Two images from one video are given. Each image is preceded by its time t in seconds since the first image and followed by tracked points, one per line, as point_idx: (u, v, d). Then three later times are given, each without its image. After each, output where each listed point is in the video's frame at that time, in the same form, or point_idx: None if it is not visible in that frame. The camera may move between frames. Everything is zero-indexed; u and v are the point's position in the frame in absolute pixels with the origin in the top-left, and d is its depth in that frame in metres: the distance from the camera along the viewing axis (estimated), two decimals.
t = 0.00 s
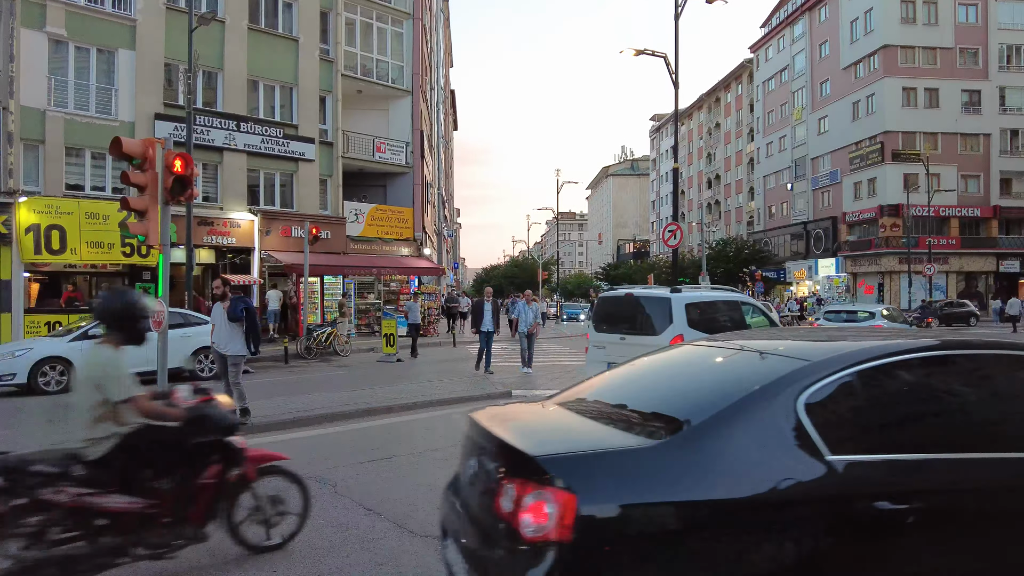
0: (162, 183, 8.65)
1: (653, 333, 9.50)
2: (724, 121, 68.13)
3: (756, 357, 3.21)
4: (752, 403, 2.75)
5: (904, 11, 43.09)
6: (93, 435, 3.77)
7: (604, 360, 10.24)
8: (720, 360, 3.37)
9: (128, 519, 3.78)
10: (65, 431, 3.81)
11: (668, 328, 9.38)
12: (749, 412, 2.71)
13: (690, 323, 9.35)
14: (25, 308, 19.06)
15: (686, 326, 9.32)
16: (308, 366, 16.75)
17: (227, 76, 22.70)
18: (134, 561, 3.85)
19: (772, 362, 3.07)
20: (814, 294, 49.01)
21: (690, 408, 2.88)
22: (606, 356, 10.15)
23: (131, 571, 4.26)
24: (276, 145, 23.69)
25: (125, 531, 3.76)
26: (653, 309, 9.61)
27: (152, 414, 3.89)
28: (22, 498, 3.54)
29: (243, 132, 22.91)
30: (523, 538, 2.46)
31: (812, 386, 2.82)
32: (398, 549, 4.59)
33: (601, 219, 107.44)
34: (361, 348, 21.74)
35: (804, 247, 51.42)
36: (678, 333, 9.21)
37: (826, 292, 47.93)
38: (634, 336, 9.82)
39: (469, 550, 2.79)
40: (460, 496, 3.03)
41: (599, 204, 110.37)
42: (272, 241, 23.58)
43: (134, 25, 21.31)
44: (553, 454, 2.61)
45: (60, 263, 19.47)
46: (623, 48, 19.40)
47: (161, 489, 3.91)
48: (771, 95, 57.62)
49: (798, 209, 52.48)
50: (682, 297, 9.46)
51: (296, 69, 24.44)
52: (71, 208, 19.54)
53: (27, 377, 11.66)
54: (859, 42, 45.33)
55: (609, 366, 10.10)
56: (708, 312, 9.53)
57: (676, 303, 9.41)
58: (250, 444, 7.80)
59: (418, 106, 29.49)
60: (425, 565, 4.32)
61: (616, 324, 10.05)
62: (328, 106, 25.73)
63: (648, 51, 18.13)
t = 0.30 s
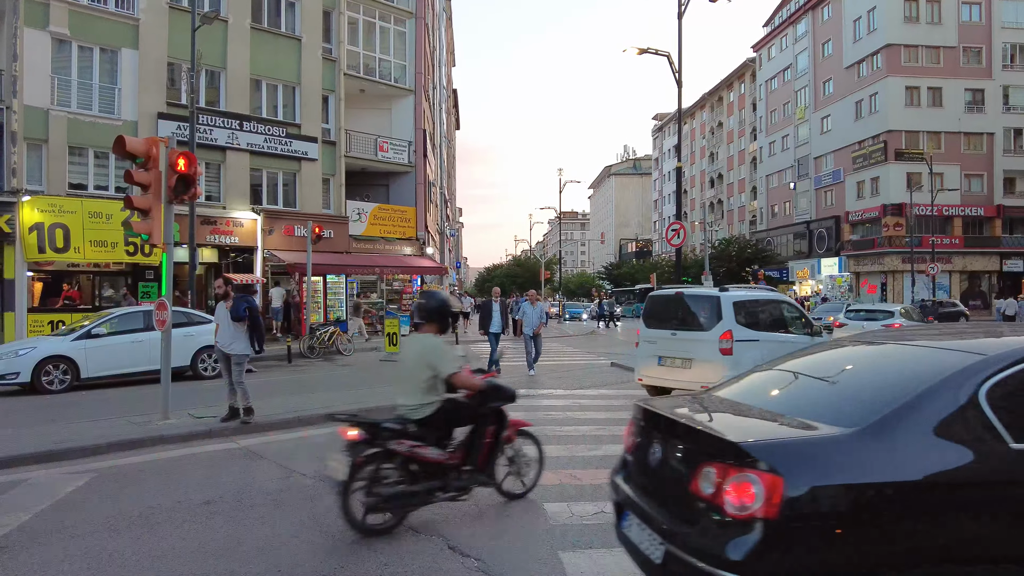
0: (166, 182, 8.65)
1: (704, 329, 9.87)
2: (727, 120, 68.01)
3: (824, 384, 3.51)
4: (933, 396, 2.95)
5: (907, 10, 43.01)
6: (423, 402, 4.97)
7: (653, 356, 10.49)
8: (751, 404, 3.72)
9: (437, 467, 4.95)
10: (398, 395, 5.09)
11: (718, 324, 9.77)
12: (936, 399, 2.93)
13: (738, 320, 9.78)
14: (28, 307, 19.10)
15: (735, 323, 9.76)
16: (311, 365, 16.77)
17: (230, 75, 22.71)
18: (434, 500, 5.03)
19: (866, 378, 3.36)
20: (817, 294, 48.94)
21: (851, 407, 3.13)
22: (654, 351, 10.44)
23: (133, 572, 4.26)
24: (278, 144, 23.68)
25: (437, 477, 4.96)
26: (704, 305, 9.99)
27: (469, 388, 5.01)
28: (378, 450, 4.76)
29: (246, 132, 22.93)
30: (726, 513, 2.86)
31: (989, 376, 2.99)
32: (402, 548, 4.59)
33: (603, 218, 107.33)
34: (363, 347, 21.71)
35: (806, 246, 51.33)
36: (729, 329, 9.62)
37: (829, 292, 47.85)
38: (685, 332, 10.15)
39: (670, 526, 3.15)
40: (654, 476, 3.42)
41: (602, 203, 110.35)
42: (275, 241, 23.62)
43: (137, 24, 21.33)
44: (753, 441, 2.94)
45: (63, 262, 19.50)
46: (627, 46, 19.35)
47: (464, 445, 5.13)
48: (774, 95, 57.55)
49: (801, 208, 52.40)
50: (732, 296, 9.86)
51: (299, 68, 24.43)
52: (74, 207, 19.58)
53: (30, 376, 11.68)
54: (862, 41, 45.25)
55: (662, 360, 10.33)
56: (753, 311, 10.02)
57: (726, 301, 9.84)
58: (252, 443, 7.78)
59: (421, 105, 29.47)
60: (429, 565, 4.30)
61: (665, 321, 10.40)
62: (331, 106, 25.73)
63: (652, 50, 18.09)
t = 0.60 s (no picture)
0: (173, 181, 8.67)
1: (754, 326, 10.41)
2: (732, 120, 67.88)
3: (899, 403, 3.75)
4: None
5: (914, 9, 42.85)
6: (628, 376, 5.96)
7: (703, 351, 11.07)
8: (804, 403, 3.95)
9: (640, 433, 5.98)
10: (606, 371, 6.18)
11: (766, 322, 10.33)
12: None
13: (784, 317, 10.39)
14: (35, 306, 19.17)
15: (781, 320, 10.34)
16: (316, 365, 16.78)
17: (235, 75, 22.75)
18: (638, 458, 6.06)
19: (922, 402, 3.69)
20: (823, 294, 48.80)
21: (995, 407, 3.33)
22: (703, 347, 10.99)
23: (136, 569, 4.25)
24: (284, 144, 23.72)
25: (638, 440, 5.95)
26: (753, 304, 10.54)
27: (664, 367, 6.00)
28: (600, 414, 5.83)
29: (251, 131, 22.96)
30: (894, 499, 3.08)
31: None
32: (410, 547, 4.59)
33: (608, 218, 107.23)
34: (369, 347, 21.69)
35: (812, 246, 51.17)
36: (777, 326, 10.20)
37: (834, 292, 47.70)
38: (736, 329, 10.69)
39: (830, 512, 3.38)
40: (810, 467, 3.66)
41: (606, 204, 110.18)
42: (281, 240, 23.67)
43: (143, 24, 21.38)
44: (917, 433, 3.16)
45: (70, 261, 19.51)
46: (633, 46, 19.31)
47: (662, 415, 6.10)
48: (780, 94, 57.39)
49: (807, 208, 52.25)
50: (778, 295, 10.47)
51: (304, 68, 24.47)
52: (81, 207, 19.61)
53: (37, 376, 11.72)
54: (868, 41, 45.11)
55: (712, 356, 10.88)
56: (794, 308, 10.72)
57: (773, 299, 10.43)
58: (257, 442, 7.79)
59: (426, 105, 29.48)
60: (434, 565, 4.27)
61: (715, 319, 10.93)
62: (336, 105, 25.76)
63: (657, 49, 18.05)
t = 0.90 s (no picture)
0: (187, 182, 8.73)
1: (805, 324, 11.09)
2: (746, 120, 67.56)
3: None
4: None
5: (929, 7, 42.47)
6: (772, 365, 7.02)
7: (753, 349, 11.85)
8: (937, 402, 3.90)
9: (783, 413, 7.07)
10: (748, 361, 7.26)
11: (816, 322, 11.01)
12: None
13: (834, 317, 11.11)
14: (52, 306, 19.41)
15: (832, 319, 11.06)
16: (329, 365, 16.88)
17: (249, 77, 22.89)
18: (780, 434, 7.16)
19: None
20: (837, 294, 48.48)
21: None
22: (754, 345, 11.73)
23: (150, 567, 4.30)
24: (297, 145, 23.83)
25: (783, 418, 7.06)
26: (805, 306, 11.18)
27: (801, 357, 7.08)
28: (753, 394, 6.90)
29: (265, 133, 23.09)
30: None
31: None
32: (420, 546, 4.60)
33: (621, 218, 106.91)
34: (381, 347, 21.74)
35: (826, 246, 50.85)
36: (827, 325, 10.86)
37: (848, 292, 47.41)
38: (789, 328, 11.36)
39: (974, 504, 3.38)
40: (948, 460, 3.65)
41: (618, 204, 109.95)
42: (294, 241, 23.79)
43: (157, 26, 21.55)
44: None
45: (87, 261, 19.66)
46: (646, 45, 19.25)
47: (797, 397, 7.20)
48: (793, 94, 57.06)
49: (821, 208, 51.92)
50: (827, 295, 11.18)
51: (317, 69, 24.58)
52: (97, 207, 19.83)
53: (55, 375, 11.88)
54: (883, 39, 44.78)
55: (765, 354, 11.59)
56: (840, 307, 11.47)
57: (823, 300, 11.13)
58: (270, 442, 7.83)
59: (438, 106, 29.52)
60: (446, 564, 4.28)
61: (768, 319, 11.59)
62: (349, 106, 25.84)
63: (670, 49, 17.98)
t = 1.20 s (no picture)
0: (207, 184, 8.81)
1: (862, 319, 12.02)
2: (765, 118, 67.09)
3: None
4: None
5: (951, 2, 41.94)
6: (876, 354, 8.18)
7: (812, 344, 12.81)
8: None
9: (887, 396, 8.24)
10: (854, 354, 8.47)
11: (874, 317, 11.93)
12: None
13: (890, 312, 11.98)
14: (75, 306, 19.69)
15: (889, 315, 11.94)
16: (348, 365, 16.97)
17: (268, 79, 23.08)
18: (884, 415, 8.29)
19: None
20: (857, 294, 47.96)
21: None
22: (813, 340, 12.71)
23: (170, 562, 4.36)
24: (316, 146, 23.99)
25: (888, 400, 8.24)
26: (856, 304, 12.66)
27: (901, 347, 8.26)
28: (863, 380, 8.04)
29: (284, 134, 23.29)
30: None
31: None
32: (438, 545, 4.62)
33: (638, 218, 106.50)
34: (399, 347, 21.79)
35: (846, 246, 50.35)
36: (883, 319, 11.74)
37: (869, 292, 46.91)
38: (841, 325, 12.83)
39: None
40: None
41: (636, 203, 109.51)
42: (314, 241, 23.99)
43: (178, 29, 21.79)
44: None
45: (109, 262, 19.93)
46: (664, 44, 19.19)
47: (897, 382, 8.43)
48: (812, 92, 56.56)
49: (841, 207, 51.44)
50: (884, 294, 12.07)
51: (335, 71, 24.73)
52: (119, 210, 20.09)
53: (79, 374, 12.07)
54: (904, 36, 44.30)
55: (820, 348, 12.92)
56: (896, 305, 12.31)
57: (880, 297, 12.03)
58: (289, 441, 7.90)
59: (455, 106, 29.60)
60: (463, 564, 4.29)
61: (823, 317, 13.00)
62: (367, 108, 25.98)
63: (688, 48, 17.90)
